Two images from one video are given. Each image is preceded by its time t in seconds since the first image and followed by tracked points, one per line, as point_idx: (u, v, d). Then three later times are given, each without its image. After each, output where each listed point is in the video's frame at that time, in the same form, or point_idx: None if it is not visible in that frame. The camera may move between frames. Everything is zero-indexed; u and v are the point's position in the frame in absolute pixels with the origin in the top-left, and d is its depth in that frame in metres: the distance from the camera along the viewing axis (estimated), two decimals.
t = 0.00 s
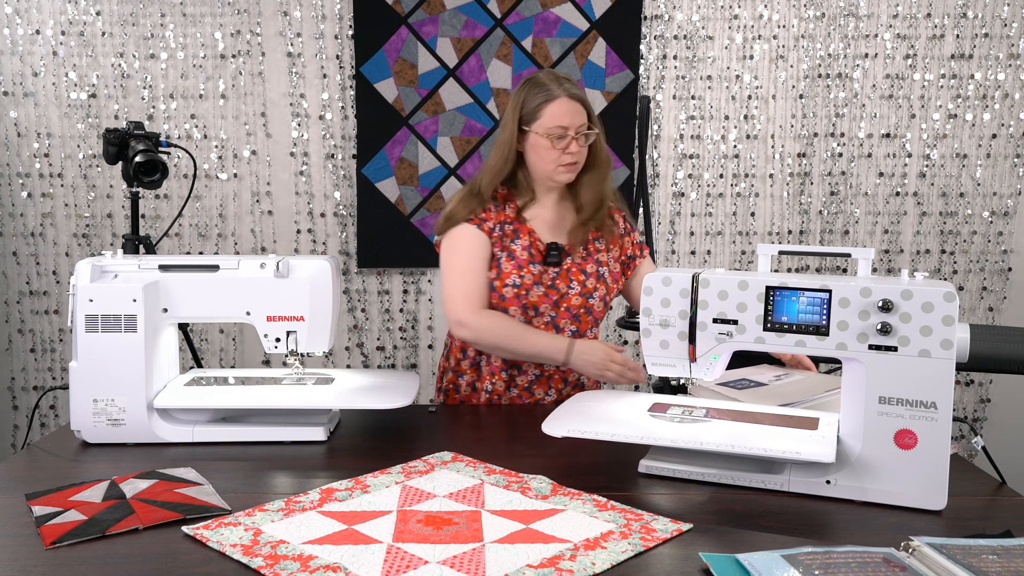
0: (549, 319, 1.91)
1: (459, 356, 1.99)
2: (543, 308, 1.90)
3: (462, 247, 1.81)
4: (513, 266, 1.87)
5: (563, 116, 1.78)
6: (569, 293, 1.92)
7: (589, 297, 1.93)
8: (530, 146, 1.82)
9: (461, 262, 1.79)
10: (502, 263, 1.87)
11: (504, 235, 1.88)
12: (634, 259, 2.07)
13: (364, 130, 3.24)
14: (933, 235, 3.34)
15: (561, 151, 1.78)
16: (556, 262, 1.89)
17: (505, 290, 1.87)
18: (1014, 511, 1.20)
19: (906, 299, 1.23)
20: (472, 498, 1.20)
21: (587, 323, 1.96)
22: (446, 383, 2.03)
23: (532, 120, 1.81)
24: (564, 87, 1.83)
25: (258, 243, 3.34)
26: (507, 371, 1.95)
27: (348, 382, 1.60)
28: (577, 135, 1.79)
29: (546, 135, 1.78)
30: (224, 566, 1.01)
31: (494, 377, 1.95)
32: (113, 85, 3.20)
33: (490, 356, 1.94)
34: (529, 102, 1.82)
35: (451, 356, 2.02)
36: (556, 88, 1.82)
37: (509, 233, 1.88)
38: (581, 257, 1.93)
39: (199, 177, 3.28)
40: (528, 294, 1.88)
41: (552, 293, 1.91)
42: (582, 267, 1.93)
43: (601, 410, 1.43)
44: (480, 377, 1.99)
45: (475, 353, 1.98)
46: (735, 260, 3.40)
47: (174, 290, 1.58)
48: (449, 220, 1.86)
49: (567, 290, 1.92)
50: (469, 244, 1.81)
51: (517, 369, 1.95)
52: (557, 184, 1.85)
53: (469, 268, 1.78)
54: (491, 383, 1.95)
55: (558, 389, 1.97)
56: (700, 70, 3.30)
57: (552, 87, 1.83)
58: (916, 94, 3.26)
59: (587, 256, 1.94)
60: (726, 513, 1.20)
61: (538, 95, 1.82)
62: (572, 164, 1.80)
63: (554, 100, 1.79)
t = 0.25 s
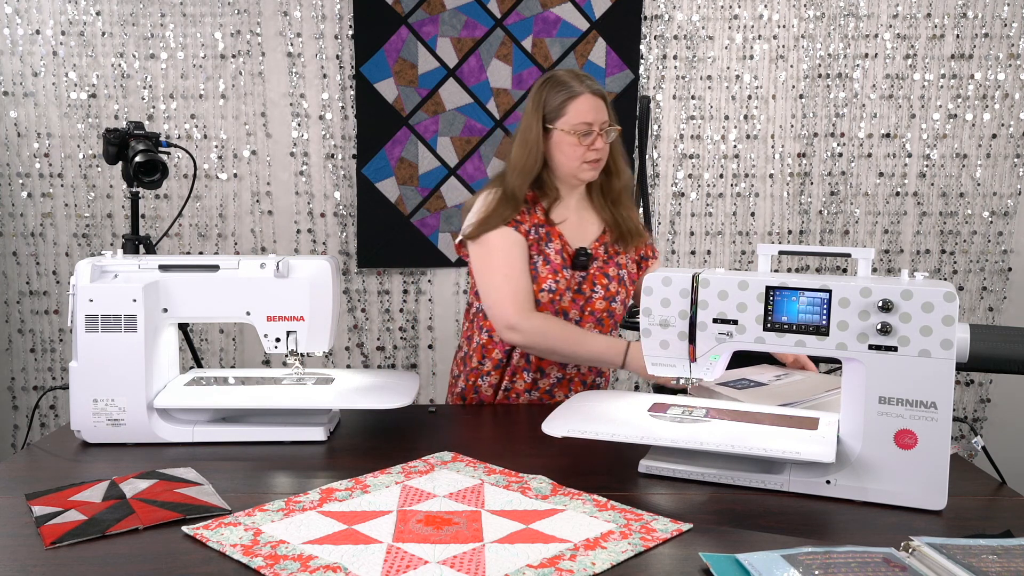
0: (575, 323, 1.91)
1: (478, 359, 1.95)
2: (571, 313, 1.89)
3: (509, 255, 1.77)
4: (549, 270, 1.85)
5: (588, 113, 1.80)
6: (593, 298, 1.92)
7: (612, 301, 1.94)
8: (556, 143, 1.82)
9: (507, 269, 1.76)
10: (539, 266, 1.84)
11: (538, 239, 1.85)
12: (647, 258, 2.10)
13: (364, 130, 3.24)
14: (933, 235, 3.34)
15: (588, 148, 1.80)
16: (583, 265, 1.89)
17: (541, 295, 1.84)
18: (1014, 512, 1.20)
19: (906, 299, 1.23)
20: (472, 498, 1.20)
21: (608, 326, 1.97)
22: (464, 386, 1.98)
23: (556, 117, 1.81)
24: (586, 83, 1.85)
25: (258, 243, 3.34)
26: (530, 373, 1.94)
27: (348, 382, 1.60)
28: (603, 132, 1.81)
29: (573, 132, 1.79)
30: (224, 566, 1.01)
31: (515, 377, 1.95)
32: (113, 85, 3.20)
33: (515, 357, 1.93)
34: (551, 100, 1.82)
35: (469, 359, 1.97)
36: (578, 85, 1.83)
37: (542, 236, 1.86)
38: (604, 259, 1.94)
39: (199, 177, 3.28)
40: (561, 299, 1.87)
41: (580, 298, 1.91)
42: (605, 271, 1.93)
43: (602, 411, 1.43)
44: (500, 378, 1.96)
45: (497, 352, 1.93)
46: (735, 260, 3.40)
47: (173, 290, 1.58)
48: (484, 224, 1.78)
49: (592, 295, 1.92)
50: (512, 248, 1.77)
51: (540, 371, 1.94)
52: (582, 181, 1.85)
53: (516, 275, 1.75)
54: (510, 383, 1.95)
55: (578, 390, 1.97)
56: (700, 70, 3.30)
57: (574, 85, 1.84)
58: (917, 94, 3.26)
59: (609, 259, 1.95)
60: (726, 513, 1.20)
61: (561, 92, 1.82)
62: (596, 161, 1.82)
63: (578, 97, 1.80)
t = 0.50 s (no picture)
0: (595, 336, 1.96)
1: (493, 362, 1.94)
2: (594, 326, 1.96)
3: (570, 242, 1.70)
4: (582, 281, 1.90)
5: (624, 117, 1.79)
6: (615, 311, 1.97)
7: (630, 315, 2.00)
8: (588, 147, 1.80)
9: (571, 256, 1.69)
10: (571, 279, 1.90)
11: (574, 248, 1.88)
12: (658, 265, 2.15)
13: (364, 131, 3.24)
14: (933, 235, 3.34)
15: (622, 153, 1.79)
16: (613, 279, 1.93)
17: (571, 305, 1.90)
18: (1014, 512, 1.20)
19: (906, 299, 1.23)
20: (472, 498, 1.20)
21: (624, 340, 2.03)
22: (474, 387, 1.96)
23: (591, 121, 1.80)
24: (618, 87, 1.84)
25: (258, 243, 3.34)
26: (547, 383, 1.96)
27: (348, 382, 1.60)
28: (637, 137, 1.80)
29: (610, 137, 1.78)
30: (224, 566, 1.01)
31: (530, 384, 1.97)
32: (113, 85, 3.20)
33: (534, 366, 1.95)
34: (585, 104, 1.81)
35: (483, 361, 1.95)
36: (612, 89, 1.82)
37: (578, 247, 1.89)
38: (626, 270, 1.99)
39: (199, 177, 3.28)
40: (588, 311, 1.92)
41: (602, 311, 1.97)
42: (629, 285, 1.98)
43: (602, 411, 1.43)
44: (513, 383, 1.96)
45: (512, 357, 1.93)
46: (735, 260, 3.40)
47: (173, 290, 1.58)
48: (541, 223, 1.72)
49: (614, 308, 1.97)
50: (572, 240, 1.69)
51: (558, 382, 1.96)
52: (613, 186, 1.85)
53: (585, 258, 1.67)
54: (524, 389, 1.97)
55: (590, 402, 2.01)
56: (700, 70, 3.30)
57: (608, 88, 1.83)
58: (917, 94, 3.27)
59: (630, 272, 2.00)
60: (726, 513, 1.20)
61: (595, 96, 1.81)
62: (629, 167, 1.82)
63: (614, 101, 1.80)
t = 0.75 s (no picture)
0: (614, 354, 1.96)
1: (510, 369, 1.93)
2: (617, 347, 1.96)
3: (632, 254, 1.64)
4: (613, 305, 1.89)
5: (661, 132, 1.81)
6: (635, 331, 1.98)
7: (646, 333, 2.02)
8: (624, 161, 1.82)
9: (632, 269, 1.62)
10: (606, 304, 1.88)
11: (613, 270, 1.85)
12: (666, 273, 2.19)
13: (365, 131, 3.24)
14: (933, 235, 3.34)
15: (658, 168, 1.81)
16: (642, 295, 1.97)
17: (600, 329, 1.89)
18: (1014, 512, 1.20)
19: (906, 299, 1.23)
20: (472, 498, 1.20)
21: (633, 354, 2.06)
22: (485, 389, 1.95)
23: (629, 134, 1.81)
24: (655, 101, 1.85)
25: (258, 243, 3.34)
26: (559, 395, 1.95)
27: (347, 382, 1.60)
28: (674, 152, 1.82)
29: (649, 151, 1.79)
30: (224, 566, 1.01)
31: (541, 394, 1.96)
32: (113, 85, 3.20)
33: (550, 379, 1.93)
34: (622, 117, 1.82)
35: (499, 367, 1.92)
36: (649, 103, 1.83)
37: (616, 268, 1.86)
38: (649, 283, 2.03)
39: (199, 177, 3.28)
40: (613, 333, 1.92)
41: (625, 332, 1.96)
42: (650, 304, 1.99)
43: (603, 411, 1.43)
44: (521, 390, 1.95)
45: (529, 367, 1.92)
46: (735, 260, 3.40)
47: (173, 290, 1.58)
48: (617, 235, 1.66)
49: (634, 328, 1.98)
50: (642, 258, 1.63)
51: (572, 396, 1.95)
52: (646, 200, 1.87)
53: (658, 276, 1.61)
54: (534, 398, 1.96)
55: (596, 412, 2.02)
56: (700, 70, 3.30)
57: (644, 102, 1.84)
58: (917, 94, 3.26)
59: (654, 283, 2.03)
60: (726, 513, 1.20)
61: (633, 110, 1.82)
62: (664, 182, 1.84)
63: (651, 115, 1.81)
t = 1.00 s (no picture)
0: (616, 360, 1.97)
1: (512, 371, 1.93)
2: (619, 353, 1.96)
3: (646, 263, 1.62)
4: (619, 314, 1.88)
5: (677, 141, 1.80)
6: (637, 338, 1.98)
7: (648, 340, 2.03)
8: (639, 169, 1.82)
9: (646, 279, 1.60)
10: (612, 312, 1.86)
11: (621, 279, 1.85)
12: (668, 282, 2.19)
13: (365, 131, 3.24)
14: (933, 235, 3.34)
15: (673, 177, 1.81)
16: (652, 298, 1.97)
17: (604, 337, 1.89)
18: (1014, 512, 1.20)
19: (906, 299, 1.23)
20: (472, 498, 1.20)
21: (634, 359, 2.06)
22: (486, 389, 1.95)
23: (646, 142, 1.80)
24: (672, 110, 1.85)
25: (258, 243, 3.34)
26: (559, 398, 1.97)
27: (347, 382, 1.60)
28: (690, 161, 1.82)
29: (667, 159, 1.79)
30: (224, 566, 1.01)
31: (541, 395, 1.96)
32: (113, 85, 3.20)
33: (552, 383, 1.94)
34: (639, 125, 1.81)
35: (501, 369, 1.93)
36: (667, 111, 1.82)
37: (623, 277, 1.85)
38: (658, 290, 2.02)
39: (199, 177, 3.28)
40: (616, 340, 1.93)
41: (628, 338, 1.97)
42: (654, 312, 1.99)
43: (603, 411, 1.43)
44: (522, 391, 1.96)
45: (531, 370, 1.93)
46: (735, 260, 3.40)
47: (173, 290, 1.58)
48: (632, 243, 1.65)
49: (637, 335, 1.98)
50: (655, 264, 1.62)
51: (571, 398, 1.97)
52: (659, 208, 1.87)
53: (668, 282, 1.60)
54: (534, 399, 1.97)
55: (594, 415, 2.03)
56: (700, 70, 3.30)
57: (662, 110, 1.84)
58: (917, 94, 3.26)
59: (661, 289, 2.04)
60: (726, 513, 1.20)
61: (650, 118, 1.81)
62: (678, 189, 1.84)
63: (668, 124, 1.80)
